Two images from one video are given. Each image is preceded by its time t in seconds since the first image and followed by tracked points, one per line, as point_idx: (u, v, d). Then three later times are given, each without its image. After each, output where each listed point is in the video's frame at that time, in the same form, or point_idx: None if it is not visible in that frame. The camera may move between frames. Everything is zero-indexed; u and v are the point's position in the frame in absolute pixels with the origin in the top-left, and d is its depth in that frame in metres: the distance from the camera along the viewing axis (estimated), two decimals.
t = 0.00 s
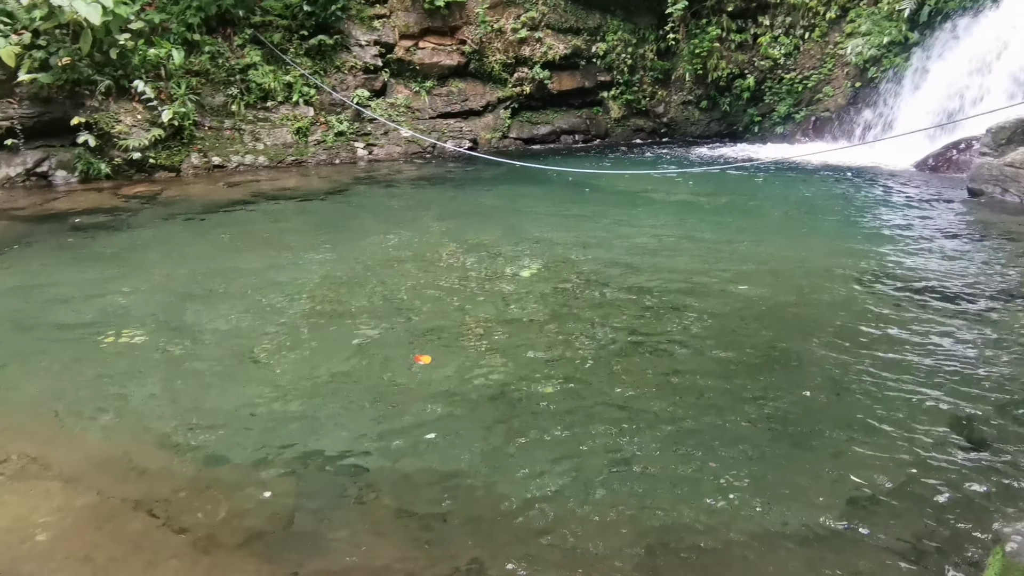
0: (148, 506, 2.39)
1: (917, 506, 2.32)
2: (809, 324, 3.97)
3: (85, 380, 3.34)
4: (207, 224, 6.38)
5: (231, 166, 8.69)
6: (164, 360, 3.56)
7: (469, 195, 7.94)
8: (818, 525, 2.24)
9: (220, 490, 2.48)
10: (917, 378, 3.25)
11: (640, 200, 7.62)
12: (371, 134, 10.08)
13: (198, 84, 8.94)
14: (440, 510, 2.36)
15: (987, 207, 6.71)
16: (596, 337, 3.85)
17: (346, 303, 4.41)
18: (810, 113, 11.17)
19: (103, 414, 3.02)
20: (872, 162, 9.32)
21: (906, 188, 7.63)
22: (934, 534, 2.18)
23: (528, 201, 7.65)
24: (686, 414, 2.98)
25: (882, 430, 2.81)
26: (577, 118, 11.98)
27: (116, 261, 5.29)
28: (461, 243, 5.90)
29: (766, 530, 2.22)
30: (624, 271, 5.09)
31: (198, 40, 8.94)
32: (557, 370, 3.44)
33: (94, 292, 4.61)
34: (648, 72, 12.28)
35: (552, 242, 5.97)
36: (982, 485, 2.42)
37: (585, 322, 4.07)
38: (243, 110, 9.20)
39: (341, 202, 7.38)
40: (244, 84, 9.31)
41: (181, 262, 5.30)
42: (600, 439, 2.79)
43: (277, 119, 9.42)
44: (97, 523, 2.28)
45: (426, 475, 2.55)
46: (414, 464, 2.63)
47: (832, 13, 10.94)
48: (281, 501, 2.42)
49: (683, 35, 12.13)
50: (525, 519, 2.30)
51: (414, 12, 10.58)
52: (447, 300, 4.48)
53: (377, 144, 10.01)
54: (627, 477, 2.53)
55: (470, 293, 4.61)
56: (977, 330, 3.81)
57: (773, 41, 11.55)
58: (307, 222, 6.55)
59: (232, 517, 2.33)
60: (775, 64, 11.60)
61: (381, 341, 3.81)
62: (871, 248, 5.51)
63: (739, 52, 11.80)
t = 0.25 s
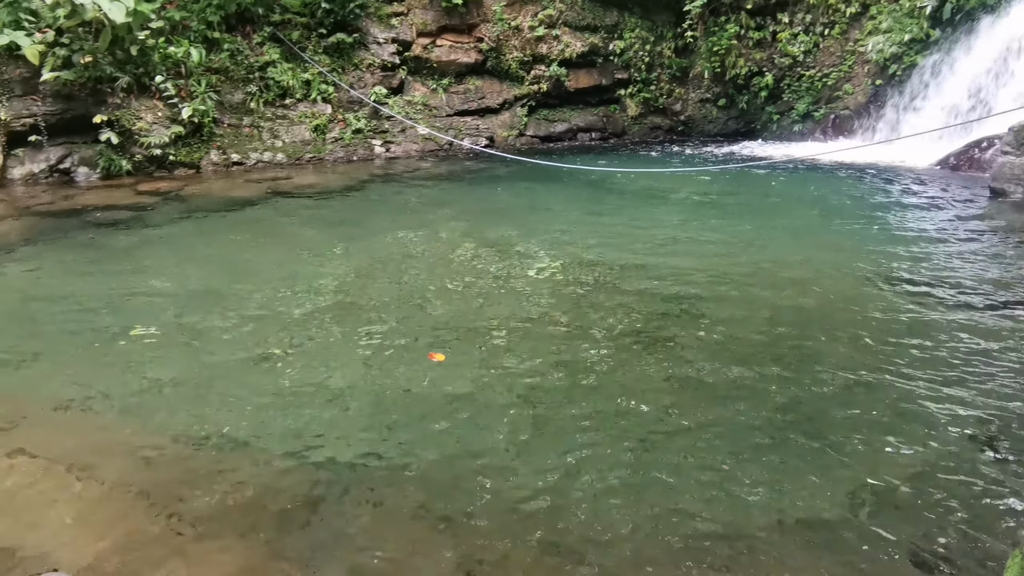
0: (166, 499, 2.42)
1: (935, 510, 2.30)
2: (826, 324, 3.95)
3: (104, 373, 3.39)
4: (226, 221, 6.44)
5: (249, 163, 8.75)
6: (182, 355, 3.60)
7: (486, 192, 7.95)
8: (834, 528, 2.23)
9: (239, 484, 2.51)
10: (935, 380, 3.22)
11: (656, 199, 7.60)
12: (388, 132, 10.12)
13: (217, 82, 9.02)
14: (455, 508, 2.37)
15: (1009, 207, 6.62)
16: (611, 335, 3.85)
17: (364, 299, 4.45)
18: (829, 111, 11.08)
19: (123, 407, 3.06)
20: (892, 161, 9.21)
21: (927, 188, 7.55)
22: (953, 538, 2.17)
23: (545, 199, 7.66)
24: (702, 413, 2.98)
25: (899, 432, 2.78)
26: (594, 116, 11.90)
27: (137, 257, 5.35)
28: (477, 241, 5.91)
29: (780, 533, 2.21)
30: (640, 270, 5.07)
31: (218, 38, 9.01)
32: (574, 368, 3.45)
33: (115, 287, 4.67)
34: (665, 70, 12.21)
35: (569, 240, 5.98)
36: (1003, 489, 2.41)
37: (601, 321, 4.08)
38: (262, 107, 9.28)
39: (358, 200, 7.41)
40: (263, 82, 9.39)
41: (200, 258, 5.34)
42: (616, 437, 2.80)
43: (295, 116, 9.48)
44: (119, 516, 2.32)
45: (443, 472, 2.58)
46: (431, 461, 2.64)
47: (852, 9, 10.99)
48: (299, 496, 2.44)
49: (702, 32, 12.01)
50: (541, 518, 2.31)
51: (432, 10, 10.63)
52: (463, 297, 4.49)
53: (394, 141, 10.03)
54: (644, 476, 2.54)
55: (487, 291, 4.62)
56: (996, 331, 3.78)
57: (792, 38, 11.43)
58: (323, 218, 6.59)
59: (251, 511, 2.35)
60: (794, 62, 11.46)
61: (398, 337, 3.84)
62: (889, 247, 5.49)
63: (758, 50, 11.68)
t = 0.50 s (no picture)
0: (176, 496, 2.43)
1: (947, 513, 2.28)
2: (836, 324, 3.92)
3: (116, 370, 3.41)
4: (237, 219, 6.47)
5: (260, 162, 8.80)
6: (192, 353, 3.62)
7: (495, 191, 7.96)
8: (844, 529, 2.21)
9: (249, 479, 2.53)
10: (947, 380, 3.19)
11: (666, 198, 7.58)
12: (398, 131, 10.13)
13: (229, 81, 9.06)
14: (462, 507, 2.37)
15: None
16: (620, 334, 3.84)
17: (373, 297, 4.46)
18: (841, 110, 11.13)
19: (134, 405, 3.08)
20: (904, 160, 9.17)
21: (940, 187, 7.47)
22: (961, 538, 2.16)
23: (554, 198, 7.66)
24: (710, 412, 2.98)
25: (910, 433, 2.76)
26: (604, 115, 11.90)
27: (149, 254, 5.39)
28: (486, 240, 5.91)
29: (790, 534, 2.20)
30: (649, 270, 5.06)
31: (229, 37, 9.05)
32: (582, 366, 3.45)
33: (127, 284, 4.71)
34: (676, 68, 12.18)
35: (578, 239, 5.98)
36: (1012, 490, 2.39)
37: (609, 319, 4.08)
38: (273, 106, 9.33)
39: (367, 198, 7.43)
40: (274, 81, 9.43)
41: (211, 255, 5.38)
42: (623, 435, 2.80)
43: (305, 115, 9.52)
44: (129, 511, 2.35)
45: (450, 469, 2.59)
46: (439, 458, 2.66)
47: (865, 8, 10.87)
48: (308, 492, 2.46)
49: (713, 31, 11.86)
50: (548, 514, 2.32)
51: (442, 10, 10.56)
52: (472, 296, 4.50)
53: (404, 140, 10.05)
54: (650, 473, 2.54)
55: (496, 289, 4.64)
56: (1006, 330, 3.75)
57: (804, 37, 11.31)
58: (333, 217, 6.61)
59: (259, 507, 2.37)
60: (806, 61, 11.39)
61: (407, 335, 3.85)
62: (898, 246, 5.48)
63: (769, 48, 11.57)
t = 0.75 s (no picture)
0: (191, 491, 2.46)
1: (961, 519, 2.26)
2: (849, 324, 3.90)
3: (130, 366, 3.45)
4: (250, 216, 6.51)
5: (273, 160, 8.85)
6: (206, 349, 3.65)
7: (507, 189, 7.95)
8: (858, 535, 2.20)
9: (257, 476, 2.55)
10: (959, 384, 3.16)
11: (679, 197, 7.53)
12: (410, 129, 10.14)
13: (243, 79, 9.12)
14: (474, 505, 2.38)
15: None
16: (630, 334, 3.83)
17: (384, 295, 4.47)
18: (856, 109, 11.02)
19: (147, 400, 3.11)
20: (919, 159, 9.06)
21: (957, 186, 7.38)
22: (973, 547, 2.13)
23: (566, 197, 7.64)
24: (719, 412, 2.96)
25: (923, 436, 2.74)
26: (617, 113, 11.85)
27: (163, 251, 5.43)
28: (497, 238, 5.91)
29: (802, 539, 2.18)
30: (660, 268, 5.03)
31: (243, 36, 9.13)
32: (590, 365, 3.44)
33: (141, 281, 4.75)
34: (688, 67, 12.05)
35: (589, 237, 5.96)
36: None
37: (619, 318, 4.06)
38: (287, 105, 9.38)
39: (379, 196, 7.45)
40: (287, 79, 9.48)
41: (224, 253, 5.41)
42: (632, 435, 2.79)
43: (318, 113, 9.56)
44: (139, 507, 2.36)
45: (457, 468, 2.59)
46: (446, 457, 2.66)
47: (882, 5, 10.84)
48: (315, 489, 2.47)
49: (727, 29, 11.76)
50: (555, 515, 2.31)
51: (455, 8, 10.66)
52: (482, 294, 4.50)
53: (417, 138, 10.07)
54: (658, 474, 2.53)
55: (506, 287, 4.63)
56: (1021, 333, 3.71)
57: (819, 34, 11.25)
58: (345, 215, 6.64)
59: (267, 504, 2.39)
60: (821, 59, 11.31)
61: (416, 333, 3.86)
62: (912, 246, 5.40)
63: (783, 46, 11.51)
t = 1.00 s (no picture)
0: (205, 484, 2.48)
1: (975, 524, 2.25)
2: (862, 322, 3.87)
3: (145, 359, 3.48)
4: (263, 212, 6.56)
5: (286, 157, 8.91)
6: (220, 343, 3.68)
7: (519, 186, 7.96)
8: (871, 537, 2.19)
9: (272, 469, 2.57)
10: (972, 384, 3.15)
11: (691, 194, 7.51)
12: (422, 126, 10.16)
13: (257, 76, 9.17)
14: (485, 501, 2.39)
15: None
16: (641, 331, 3.82)
17: (396, 291, 4.50)
18: (870, 106, 10.89)
19: (163, 392, 3.15)
20: (934, 157, 8.97)
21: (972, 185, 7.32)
22: (985, 549, 2.14)
23: (577, 194, 7.64)
24: (730, 410, 2.96)
25: (936, 439, 2.72)
26: (628, 110, 11.79)
27: (178, 246, 5.48)
28: (509, 235, 5.91)
29: (814, 540, 2.18)
30: (671, 266, 5.02)
31: (257, 33, 9.18)
32: (601, 361, 3.45)
33: (156, 275, 4.80)
34: (701, 64, 11.98)
35: (600, 234, 5.96)
36: None
37: (630, 314, 4.07)
38: (299, 101, 9.41)
39: (391, 193, 7.48)
40: (300, 76, 9.52)
41: (238, 248, 5.46)
42: (643, 432, 2.80)
43: (330, 110, 9.59)
44: (156, 498, 2.40)
45: (469, 462, 2.61)
46: (458, 452, 2.68)
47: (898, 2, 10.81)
48: (329, 482, 2.50)
49: (740, 26, 11.74)
50: (566, 511, 2.33)
51: (467, 4, 10.70)
52: (493, 290, 4.52)
53: (428, 135, 10.09)
54: (669, 471, 2.53)
55: (517, 283, 4.65)
56: None
57: (833, 31, 11.27)
58: (357, 211, 6.66)
59: (282, 496, 2.42)
60: (835, 56, 11.29)
61: (427, 328, 3.88)
62: (926, 245, 5.33)
63: (797, 43, 11.50)
